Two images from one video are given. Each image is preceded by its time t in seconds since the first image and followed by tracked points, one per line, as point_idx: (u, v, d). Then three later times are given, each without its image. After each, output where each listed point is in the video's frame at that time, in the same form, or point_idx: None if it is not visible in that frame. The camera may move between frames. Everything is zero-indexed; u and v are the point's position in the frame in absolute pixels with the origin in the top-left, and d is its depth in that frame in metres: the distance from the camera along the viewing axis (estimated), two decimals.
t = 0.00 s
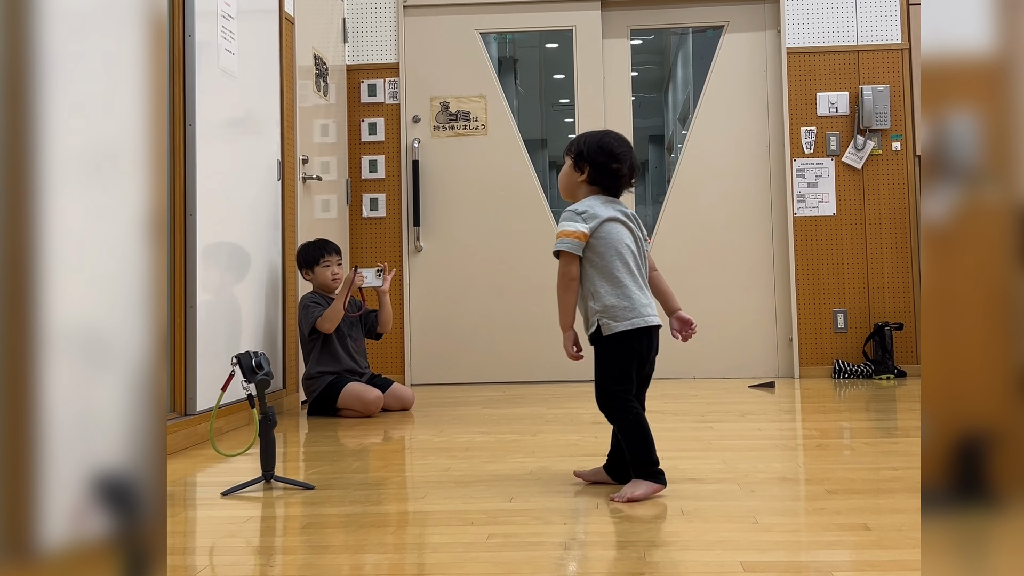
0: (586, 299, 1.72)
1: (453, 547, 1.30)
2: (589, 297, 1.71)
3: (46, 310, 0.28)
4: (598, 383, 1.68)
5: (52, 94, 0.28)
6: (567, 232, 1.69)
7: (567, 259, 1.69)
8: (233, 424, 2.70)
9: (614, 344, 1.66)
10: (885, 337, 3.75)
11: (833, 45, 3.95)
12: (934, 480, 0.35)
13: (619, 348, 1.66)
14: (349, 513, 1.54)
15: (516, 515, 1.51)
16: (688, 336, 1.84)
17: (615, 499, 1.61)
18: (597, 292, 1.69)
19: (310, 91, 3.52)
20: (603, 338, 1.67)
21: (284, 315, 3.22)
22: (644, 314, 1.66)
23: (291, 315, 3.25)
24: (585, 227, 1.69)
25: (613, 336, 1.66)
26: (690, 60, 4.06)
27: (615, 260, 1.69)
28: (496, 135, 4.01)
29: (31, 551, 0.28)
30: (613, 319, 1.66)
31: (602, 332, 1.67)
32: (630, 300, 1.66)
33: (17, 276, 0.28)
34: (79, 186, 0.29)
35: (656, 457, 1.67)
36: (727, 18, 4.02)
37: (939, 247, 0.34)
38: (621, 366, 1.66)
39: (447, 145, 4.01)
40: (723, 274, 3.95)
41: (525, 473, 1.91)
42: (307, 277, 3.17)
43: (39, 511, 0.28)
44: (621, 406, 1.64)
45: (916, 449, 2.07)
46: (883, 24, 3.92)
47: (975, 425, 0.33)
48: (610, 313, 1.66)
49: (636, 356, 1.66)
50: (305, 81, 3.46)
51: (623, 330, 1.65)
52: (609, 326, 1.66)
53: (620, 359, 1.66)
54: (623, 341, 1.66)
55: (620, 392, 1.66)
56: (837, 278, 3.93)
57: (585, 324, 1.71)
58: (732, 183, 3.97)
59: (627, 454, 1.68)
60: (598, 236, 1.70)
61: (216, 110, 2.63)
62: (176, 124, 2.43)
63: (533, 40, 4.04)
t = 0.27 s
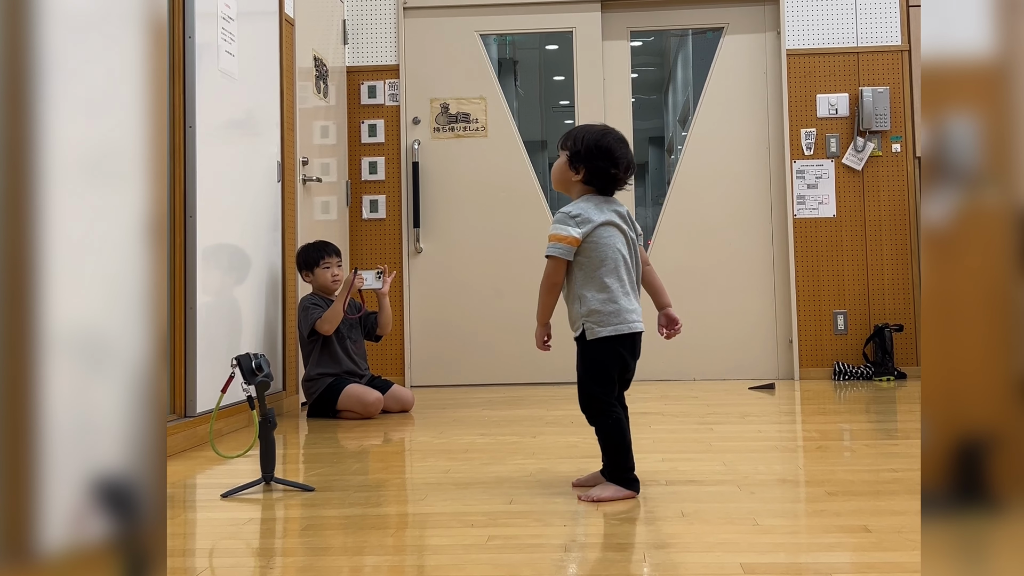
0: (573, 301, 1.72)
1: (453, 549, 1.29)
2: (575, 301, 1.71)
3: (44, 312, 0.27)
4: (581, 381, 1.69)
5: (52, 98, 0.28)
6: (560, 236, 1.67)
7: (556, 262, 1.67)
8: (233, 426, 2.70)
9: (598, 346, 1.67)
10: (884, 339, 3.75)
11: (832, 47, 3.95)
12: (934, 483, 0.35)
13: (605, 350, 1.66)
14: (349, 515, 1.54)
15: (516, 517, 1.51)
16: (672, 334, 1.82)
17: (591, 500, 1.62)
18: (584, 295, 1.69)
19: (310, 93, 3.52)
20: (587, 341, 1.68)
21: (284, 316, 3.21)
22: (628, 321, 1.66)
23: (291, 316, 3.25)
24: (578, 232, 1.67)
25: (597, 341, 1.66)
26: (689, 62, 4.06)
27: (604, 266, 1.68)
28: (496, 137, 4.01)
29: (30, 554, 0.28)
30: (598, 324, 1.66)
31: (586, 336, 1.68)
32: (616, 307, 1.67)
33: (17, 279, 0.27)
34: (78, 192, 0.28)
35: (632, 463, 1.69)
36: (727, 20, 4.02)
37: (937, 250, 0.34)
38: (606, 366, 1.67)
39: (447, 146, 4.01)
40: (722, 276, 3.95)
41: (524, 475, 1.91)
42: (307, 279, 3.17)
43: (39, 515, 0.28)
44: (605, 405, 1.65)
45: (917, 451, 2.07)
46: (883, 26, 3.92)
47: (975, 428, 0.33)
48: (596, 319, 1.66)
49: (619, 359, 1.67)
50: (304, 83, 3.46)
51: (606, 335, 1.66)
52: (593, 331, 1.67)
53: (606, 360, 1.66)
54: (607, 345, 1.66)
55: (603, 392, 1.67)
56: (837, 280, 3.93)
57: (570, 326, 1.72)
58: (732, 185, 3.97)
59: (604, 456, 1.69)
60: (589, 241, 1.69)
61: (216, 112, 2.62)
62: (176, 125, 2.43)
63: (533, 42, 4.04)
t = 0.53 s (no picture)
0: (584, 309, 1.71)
1: (453, 552, 1.29)
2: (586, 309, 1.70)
3: (45, 316, 0.27)
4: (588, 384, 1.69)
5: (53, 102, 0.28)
6: (576, 249, 1.63)
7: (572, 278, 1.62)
8: (234, 428, 2.70)
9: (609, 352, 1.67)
10: (885, 341, 3.75)
11: (832, 49, 3.96)
12: (934, 487, 0.35)
13: (613, 355, 1.67)
14: (350, 518, 1.54)
15: (516, 519, 1.51)
16: (666, 322, 1.85)
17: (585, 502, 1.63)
18: (598, 303, 1.68)
19: (311, 95, 3.53)
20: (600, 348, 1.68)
21: (284, 319, 3.21)
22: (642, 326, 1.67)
23: (292, 318, 3.25)
24: (592, 244, 1.64)
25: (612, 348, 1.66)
26: (689, 64, 4.06)
27: (617, 272, 1.68)
28: (496, 139, 4.01)
29: (30, 557, 0.28)
30: (613, 331, 1.66)
31: (600, 343, 1.67)
32: (630, 312, 1.67)
33: (18, 281, 0.27)
34: (79, 196, 0.28)
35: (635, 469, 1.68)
36: (727, 22, 4.02)
37: (937, 253, 0.34)
38: (613, 371, 1.67)
39: (447, 148, 4.01)
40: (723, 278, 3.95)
41: (525, 477, 1.91)
42: (308, 281, 3.16)
43: (40, 517, 0.28)
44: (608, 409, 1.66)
45: (917, 453, 2.07)
46: (883, 28, 3.92)
47: (975, 430, 0.33)
48: (612, 325, 1.66)
49: (628, 364, 1.68)
50: (305, 85, 3.46)
51: (622, 342, 1.66)
52: (608, 338, 1.66)
53: (611, 365, 1.66)
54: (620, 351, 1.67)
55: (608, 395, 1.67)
56: (837, 281, 3.93)
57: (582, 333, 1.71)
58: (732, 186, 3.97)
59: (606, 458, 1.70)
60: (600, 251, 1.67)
61: (217, 114, 2.63)
62: (177, 128, 2.43)
63: (533, 44, 4.04)
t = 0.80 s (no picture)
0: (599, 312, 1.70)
1: (455, 554, 1.29)
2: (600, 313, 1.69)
3: (46, 319, 0.27)
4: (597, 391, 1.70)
5: (56, 104, 0.27)
6: (604, 254, 1.60)
7: (603, 282, 1.58)
8: (234, 430, 2.70)
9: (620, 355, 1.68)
10: (886, 343, 3.75)
11: (833, 51, 3.96)
12: (934, 490, 0.35)
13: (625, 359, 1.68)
14: (351, 520, 1.54)
15: (517, 522, 1.51)
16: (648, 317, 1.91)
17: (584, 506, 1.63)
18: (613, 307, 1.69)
19: (312, 97, 3.53)
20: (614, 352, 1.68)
21: (285, 320, 3.21)
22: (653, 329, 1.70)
23: (293, 320, 3.25)
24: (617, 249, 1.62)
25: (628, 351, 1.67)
26: (691, 66, 4.07)
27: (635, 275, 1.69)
28: (497, 141, 4.01)
29: (31, 561, 0.27)
30: (629, 335, 1.67)
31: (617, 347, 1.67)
32: (642, 316, 1.69)
33: (19, 285, 0.26)
34: (80, 196, 0.27)
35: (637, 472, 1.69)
36: (728, 24, 4.03)
37: (940, 257, 0.33)
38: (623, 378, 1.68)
39: (449, 150, 4.02)
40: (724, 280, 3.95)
41: (526, 479, 1.91)
42: (312, 282, 3.16)
43: (41, 521, 0.27)
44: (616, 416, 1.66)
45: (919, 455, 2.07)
46: (884, 30, 3.92)
47: (976, 435, 0.33)
48: (630, 328, 1.68)
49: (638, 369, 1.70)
50: (307, 87, 3.47)
51: (637, 346, 1.68)
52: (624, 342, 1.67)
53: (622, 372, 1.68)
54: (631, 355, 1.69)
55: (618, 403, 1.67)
56: (838, 283, 3.93)
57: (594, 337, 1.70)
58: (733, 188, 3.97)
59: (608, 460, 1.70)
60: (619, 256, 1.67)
61: (218, 116, 2.63)
62: (178, 130, 2.44)
63: (534, 46, 4.04)
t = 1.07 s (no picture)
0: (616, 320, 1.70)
1: (456, 555, 1.29)
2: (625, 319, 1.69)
3: (47, 322, 0.27)
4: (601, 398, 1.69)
5: (59, 107, 0.27)
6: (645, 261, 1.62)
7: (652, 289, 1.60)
8: (236, 431, 2.70)
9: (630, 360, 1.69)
10: (887, 344, 3.75)
11: (834, 52, 3.96)
12: (935, 492, 0.35)
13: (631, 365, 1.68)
14: (352, 521, 1.54)
15: (519, 523, 1.51)
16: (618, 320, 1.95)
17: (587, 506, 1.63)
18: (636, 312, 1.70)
19: (314, 98, 3.53)
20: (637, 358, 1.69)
21: (286, 321, 3.21)
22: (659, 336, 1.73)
23: (294, 321, 3.25)
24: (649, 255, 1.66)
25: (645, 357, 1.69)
26: (692, 67, 4.07)
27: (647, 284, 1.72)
28: (499, 142, 4.01)
29: (34, 562, 0.27)
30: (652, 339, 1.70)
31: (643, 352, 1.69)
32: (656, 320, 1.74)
33: (21, 287, 0.27)
34: (81, 200, 0.27)
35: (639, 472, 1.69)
36: (729, 25, 4.03)
37: (940, 259, 0.33)
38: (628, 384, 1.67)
39: (450, 151, 4.02)
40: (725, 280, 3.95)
41: (527, 480, 1.91)
42: (315, 283, 3.16)
43: (43, 523, 0.27)
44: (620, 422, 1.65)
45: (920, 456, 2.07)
46: (886, 31, 3.92)
47: (978, 437, 0.32)
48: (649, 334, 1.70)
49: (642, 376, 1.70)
50: (308, 88, 3.47)
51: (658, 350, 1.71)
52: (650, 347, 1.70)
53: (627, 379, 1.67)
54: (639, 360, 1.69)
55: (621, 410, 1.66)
56: (839, 284, 3.93)
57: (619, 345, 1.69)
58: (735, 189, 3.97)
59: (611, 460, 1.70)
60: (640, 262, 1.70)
61: (219, 117, 2.63)
62: (179, 131, 2.44)
63: (536, 47, 4.05)
